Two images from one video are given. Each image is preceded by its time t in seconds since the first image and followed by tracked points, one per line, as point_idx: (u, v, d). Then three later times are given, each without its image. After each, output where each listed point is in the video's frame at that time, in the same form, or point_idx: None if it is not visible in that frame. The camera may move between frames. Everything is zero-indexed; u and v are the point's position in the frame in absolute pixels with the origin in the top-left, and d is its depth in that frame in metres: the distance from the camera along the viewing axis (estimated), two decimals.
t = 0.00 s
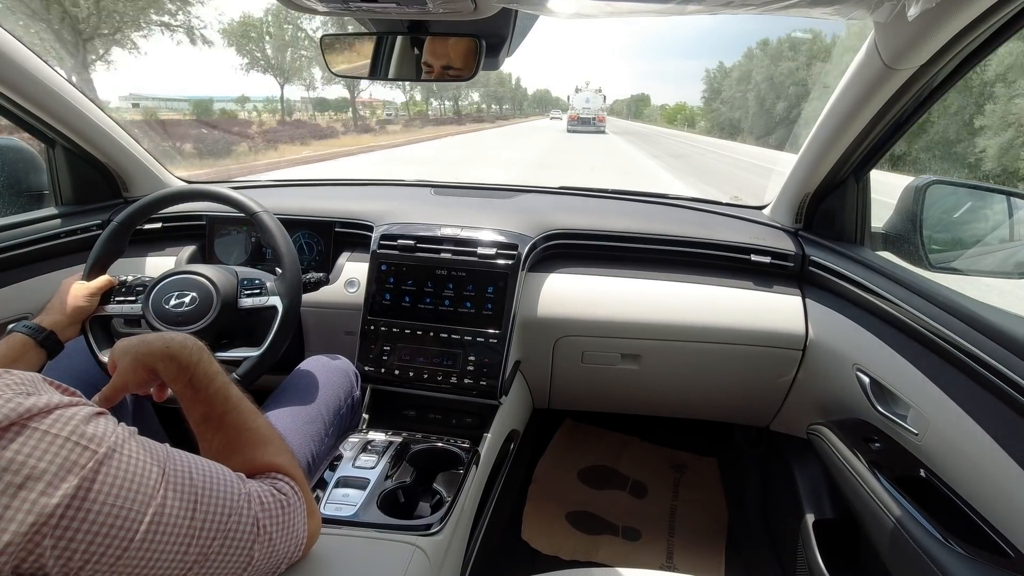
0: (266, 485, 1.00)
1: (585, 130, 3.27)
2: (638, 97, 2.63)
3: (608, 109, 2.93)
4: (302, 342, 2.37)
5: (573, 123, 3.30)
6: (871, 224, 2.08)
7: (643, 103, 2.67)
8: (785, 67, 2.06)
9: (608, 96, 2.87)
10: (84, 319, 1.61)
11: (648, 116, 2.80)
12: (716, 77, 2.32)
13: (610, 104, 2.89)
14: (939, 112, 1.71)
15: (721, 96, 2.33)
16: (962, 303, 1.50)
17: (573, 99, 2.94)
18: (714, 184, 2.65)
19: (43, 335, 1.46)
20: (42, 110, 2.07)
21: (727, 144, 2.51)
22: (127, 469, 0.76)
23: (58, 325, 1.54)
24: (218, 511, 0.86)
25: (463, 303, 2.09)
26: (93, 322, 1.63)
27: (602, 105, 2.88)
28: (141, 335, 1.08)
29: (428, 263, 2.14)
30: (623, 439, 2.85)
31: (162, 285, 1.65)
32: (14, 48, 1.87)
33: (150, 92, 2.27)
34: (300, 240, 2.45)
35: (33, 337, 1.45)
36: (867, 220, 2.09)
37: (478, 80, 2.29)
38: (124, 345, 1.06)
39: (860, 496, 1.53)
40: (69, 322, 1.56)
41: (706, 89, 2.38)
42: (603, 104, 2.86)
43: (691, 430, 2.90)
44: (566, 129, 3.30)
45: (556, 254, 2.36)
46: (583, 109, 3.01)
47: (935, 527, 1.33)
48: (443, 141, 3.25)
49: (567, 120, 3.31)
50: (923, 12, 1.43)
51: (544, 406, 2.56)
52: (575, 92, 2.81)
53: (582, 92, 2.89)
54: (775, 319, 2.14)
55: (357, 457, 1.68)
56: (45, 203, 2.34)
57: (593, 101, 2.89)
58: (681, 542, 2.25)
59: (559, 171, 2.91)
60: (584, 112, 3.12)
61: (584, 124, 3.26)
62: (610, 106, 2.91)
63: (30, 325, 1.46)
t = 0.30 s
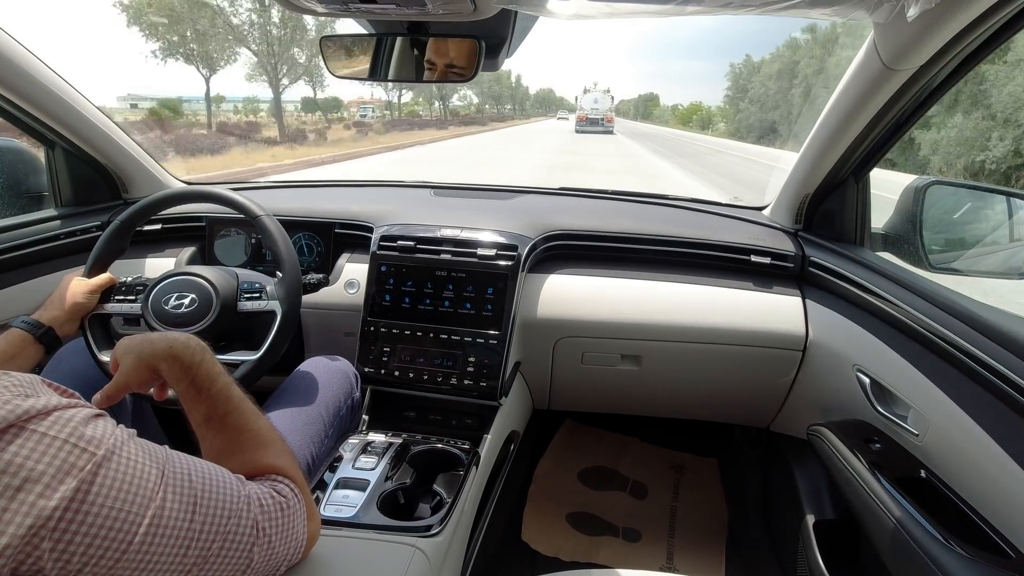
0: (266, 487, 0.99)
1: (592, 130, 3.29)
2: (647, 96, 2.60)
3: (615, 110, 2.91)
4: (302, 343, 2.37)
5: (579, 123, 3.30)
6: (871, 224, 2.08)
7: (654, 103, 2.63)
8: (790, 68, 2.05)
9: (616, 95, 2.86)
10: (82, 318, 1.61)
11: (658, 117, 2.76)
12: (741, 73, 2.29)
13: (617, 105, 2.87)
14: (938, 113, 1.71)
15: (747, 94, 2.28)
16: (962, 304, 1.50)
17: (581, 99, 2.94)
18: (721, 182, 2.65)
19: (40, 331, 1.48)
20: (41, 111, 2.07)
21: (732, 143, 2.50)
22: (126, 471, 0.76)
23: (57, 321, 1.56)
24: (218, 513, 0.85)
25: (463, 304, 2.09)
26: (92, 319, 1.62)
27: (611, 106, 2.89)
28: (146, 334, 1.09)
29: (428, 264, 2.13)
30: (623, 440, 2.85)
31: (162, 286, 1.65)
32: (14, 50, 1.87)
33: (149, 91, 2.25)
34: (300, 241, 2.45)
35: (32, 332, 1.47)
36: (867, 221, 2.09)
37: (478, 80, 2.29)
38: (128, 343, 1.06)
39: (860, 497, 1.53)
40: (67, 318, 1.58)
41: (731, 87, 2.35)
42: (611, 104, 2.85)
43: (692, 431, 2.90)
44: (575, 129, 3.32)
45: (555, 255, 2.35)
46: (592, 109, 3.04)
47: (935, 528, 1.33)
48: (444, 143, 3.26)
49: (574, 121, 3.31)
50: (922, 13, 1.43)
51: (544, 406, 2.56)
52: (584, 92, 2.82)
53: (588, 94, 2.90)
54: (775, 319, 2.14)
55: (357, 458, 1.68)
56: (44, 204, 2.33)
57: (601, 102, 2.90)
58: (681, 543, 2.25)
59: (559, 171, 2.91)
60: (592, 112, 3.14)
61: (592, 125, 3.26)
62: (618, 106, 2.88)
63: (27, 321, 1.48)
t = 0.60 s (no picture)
0: (267, 487, 1.00)
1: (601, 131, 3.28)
2: (656, 96, 2.58)
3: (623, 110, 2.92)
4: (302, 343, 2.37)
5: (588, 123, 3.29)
6: (872, 224, 2.08)
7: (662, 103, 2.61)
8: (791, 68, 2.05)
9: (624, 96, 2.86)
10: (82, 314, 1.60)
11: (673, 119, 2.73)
12: (772, 68, 2.13)
13: (625, 105, 2.88)
14: (938, 113, 1.71)
15: (781, 91, 2.14)
16: (962, 304, 1.50)
17: (589, 100, 2.93)
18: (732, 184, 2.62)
19: (41, 325, 1.47)
20: (41, 110, 2.06)
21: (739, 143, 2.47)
22: (126, 472, 0.76)
23: (56, 313, 1.53)
24: (218, 514, 0.85)
25: (464, 303, 2.09)
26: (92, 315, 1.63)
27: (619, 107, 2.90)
28: (153, 331, 1.08)
29: (428, 264, 2.14)
30: (623, 440, 2.85)
31: (163, 284, 1.66)
32: (13, 49, 1.87)
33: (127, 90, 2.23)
34: (301, 241, 2.45)
35: (33, 325, 1.47)
36: (867, 221, 2.09)
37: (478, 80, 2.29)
38: (135, 339, 1.05)
39: (860, 497, 1.53)
40: (67, 311, 1.55)
41: (761, 84, 2.24)
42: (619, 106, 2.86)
43: (692, 430, 2.90)
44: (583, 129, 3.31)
45: (555, 254, 2.35)
46: (600, 109, 3.04)
47: (935, 528, 1.33)
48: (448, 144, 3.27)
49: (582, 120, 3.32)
50: (923, 12, 1.43)
51: (545, 406, 2.56)
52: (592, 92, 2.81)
53: (596, 94, 2.87)
54: (775, 319, 2.14)
55: (357, 458, 1.68)
56: (45, 204, 2.33)
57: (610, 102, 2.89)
58: (682, 543, 2.25)
59: (560, 171, 2.91)
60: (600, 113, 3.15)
61: (601, 125, 3.26)
62: (625, 106, 2.88)
63: (29, 313, 1.48)
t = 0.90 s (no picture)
0: (267, 487, 1.00)
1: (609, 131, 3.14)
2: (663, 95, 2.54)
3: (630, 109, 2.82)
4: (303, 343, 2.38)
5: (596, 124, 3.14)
6: (873, 224, 2.07)
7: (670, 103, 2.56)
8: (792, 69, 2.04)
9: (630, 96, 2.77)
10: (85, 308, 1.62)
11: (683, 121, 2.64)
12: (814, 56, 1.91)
13: (631, 105, 2.80)
14: (939, 112, 1.71)
15: (799, 88, 2.02)
16: (964, 303, 1.50)
17: (596, 101, 2.81)
18: (747, 186, 2.53)
19: (46, 316, 1.47)
20: (41, 111, 2.06)
21: (754, 145, 2.38)
22: (126, 471, 0.76)
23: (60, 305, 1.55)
24: (218, 513, 0.85)
25: (465, 304, 2.09)
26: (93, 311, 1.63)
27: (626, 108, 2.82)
28: (156, 328, 1.07)
29: (429, 264, 2.14)
30: (624, 440, 2.84)
31: (165, 284, 1.66)
32: (14, 49, 1.87)
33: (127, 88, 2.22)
34: (302, 242, 2.45)
35: (37, 315, 1.47)
36: (868, 221, 2.09)
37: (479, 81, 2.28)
38: (139, 336, 1.05)
39: (862, 497, 1.52)
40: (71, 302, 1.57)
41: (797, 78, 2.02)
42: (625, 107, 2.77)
43: (693, 431, 2.90)
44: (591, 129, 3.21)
45: (555, 255, 2.35)
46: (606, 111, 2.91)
47: (937, 528, 1.33)
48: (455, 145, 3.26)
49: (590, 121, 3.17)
50: (924, 12, 1.42)
51: (545, 406, 2.55)
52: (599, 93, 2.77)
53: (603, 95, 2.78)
54: (776, 319, 2.14)
55: (358, 458, 1.68)
56: (47, 204, 2.34)
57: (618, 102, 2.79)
58: (683, 543, 2.24)
59: (561, 172, 2.90)
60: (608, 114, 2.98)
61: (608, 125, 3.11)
62: (632, 106, 2.80)
63: (33, 303, 1.48)
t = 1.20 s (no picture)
0: (267, 486, 1.00)
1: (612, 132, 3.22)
2: (670, 94, 2.53)
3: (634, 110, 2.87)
4: (303, 343, 2.38)
5: (599, 124, 3.23)
6: (873, 225, 2.07)
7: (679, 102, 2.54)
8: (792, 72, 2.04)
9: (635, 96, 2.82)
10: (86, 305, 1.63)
11: (694, 120, 2.55)
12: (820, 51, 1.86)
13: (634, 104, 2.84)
14: (940, 113, 1.71)
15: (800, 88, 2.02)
16: (964, 304, 1.50)
17: (601, 100, 2.88)
18: (756, 187, 2.48)
19: (50, 315, 1.47)
20: (42, 110, 2.06)
21: (764, 147, 2.30)
22: (125, 470, 0.76)
23: (64, 302, 1.55)
24: (217, 512, 0.85)
25: (465, 304, 2.09)
26: (94, 308, 1.64)
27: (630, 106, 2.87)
28: (165, 316, 1.00)
29: (429, 264, 2.14)
30: (625, 440, 2.84)
31: (166, 283, 1.66)
32: (15, 49, 1.87)
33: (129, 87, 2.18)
34: (302, 241, 2.46)
35: (40, 313, 1.47)
36: (869, 221, 2.09)
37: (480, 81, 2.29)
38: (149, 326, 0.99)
39: (862, 497, 1.52)
40: (74, 300, 1.57)
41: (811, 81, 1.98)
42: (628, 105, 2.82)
43: (693, 431, 2.90)
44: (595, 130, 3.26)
45: (556, 255, 2.35)
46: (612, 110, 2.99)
47: (938, 528, 1.33)
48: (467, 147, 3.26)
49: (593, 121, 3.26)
50: (926, 12, 1.42)
51: (546, 406, 2.55)
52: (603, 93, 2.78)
53: (608, 94, 2.80)
54: (776, 319, 2.14)
55: (359, 458, 1.68)
56: (47, 204, 2.34)
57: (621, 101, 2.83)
58: (683, 543, 2.24)
59: (562, 172, 2.91)
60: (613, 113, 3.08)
61: (612, 126, 3.20)
62: (636, 106, 2.84)
63: (36, 301, 1.48)
